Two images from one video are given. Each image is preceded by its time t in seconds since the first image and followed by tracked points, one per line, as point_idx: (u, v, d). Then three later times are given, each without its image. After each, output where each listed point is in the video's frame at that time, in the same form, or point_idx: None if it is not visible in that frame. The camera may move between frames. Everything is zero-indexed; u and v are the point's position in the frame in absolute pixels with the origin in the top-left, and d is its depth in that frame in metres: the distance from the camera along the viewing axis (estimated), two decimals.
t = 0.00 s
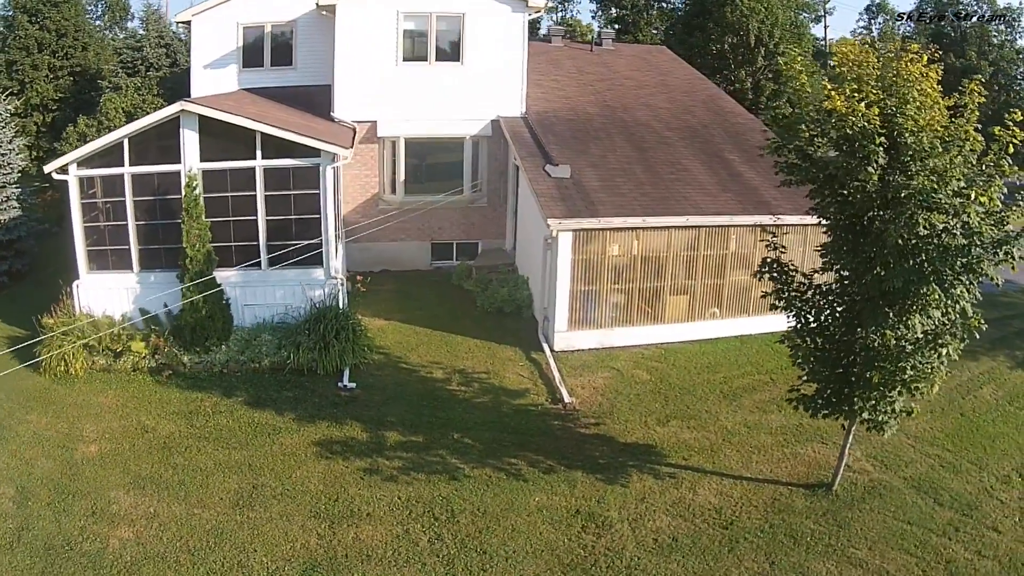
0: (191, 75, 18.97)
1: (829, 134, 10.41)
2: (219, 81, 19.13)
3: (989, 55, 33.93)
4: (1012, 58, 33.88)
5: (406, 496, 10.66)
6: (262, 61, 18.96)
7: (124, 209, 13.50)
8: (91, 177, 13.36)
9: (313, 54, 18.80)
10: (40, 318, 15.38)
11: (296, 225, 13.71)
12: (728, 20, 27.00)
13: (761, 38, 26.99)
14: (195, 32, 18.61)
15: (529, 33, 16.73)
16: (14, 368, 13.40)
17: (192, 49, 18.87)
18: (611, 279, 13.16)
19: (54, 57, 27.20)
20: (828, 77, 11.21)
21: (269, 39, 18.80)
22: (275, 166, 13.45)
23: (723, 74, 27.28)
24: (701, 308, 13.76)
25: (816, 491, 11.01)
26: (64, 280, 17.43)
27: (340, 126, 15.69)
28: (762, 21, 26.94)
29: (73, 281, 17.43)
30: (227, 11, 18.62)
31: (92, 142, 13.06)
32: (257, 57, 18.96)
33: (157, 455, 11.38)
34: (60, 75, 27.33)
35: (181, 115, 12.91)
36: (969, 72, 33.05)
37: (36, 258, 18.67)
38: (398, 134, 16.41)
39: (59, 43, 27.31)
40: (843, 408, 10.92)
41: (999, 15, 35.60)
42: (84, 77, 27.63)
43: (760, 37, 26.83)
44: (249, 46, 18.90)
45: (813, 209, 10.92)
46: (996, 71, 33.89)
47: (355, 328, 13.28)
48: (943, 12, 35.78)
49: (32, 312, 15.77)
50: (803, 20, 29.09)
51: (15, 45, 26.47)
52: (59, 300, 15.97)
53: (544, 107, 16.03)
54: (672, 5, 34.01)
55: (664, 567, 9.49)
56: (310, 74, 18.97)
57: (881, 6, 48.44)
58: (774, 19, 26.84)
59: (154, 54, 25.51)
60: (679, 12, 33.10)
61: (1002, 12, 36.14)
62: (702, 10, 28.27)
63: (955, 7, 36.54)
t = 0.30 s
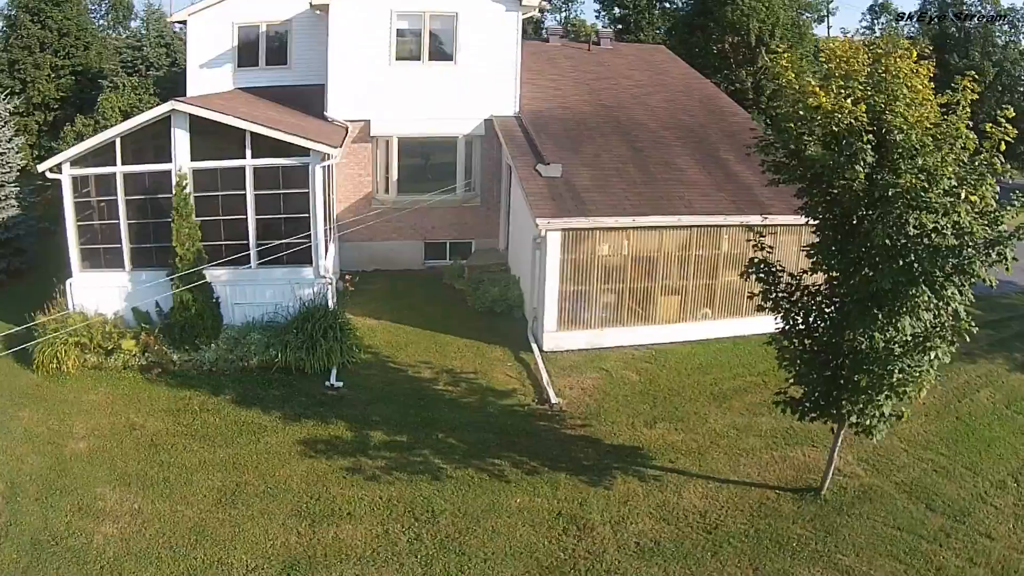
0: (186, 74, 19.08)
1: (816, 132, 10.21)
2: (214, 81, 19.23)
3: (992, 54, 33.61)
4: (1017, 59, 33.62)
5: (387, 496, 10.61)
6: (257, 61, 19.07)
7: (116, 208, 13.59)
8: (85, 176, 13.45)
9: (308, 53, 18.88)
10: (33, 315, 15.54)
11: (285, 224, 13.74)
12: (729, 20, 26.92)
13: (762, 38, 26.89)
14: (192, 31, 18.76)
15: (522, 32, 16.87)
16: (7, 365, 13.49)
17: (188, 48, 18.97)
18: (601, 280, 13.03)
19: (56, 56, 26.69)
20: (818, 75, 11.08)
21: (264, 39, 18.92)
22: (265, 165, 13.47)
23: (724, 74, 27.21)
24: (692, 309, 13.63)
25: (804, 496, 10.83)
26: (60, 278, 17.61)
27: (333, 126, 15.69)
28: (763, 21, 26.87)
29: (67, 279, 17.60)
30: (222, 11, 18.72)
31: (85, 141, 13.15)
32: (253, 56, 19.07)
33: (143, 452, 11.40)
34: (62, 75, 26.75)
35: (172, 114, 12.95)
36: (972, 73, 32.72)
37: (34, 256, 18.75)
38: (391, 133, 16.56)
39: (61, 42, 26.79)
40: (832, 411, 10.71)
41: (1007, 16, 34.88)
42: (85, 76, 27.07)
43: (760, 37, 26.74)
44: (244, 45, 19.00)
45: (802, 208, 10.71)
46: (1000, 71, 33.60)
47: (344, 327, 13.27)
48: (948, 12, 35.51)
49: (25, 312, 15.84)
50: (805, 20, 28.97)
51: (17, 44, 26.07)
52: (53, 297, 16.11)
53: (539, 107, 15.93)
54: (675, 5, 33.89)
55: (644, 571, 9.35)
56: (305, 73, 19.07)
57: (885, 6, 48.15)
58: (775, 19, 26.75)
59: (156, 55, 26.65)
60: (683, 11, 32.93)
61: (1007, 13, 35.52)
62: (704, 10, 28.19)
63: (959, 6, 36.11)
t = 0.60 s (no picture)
0: (179, 73, 19.17)
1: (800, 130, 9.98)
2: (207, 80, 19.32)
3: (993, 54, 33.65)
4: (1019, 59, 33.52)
5: (366, 497, 10.55)
6: (249, 59, 19.15)
7: (105, 207, 13.64)
8: (75, 175, 13.51)
9: (299, 52, 18.95)
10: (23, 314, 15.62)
11: (271, 223, 13.79)
12: (728, 19, 26.87)
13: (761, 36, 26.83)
14: (185, 29, 18.83)
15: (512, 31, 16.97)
16: None
17: (180, 47, 19.05)
18: (589, 280, 12.91)
19: (55, 55, 26.84)
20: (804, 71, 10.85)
21: (256, 38, 19.00)
22: (251, 164, 13.49)
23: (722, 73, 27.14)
24: (681, 310, 13.49)
25: (791, 500, 10.64)
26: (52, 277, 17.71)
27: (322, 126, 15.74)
28: (761, 21, 26.83)
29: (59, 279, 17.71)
30: (214, 10, 18.79)
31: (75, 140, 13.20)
32: (245, 55, 19.16)
33: (128, 450, 11.41)
34: (61, 74, 26.87)
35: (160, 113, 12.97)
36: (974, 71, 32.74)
37: (30, 256, 18.84)
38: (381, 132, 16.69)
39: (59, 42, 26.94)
40: (819, 415, 10.48)
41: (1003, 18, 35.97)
42: (84, 75, 27.16)
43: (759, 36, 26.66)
44: (236, 44, 19.08)
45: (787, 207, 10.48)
46: (1001, 71, 33.40)
47: (330, 326, 13.25)
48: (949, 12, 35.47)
49: (16, 310, 15.90)
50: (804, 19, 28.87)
51: (16, 44, 26.27)
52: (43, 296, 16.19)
53: (531, 105, 15.80)
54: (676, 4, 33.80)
55: None
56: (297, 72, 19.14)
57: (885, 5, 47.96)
58: (773, 18, 26.70)
59: (150, 54, 27.00)
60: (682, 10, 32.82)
61: (1008, 14, 36.66)
62: (703, 9, 28.14)
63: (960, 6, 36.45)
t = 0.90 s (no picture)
0: (170, 72, 19.28)
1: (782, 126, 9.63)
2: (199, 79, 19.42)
3: (993, 53, 33.03)
4: (1021, 58, 32.93)
5: (345, 497, 10.47)
6: (240, 57, 19.19)
7: (93, 207, 13.66)
8: (63, 175, 13.51)
9: (289, 50, 18.97)
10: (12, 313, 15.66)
11: (257, 223, 13.78)
12: (725, 17, 26.84)
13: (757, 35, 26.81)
14: (175, 28, 18.93)
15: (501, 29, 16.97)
16: None
17: (172, 46, 19.17)
18: (575, 280, 12.79)
19: (53, 54, 26.73)
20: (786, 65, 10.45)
21: (246, 36, 19.05)
22: (237, 164, 13.48)
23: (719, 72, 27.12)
24: (670, 310, 13.37)
25: (777, 505, 10.41)
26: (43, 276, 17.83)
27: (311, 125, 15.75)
28: (759, 19, 26.87)
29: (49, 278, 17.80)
30: (205, 10, 18.87)
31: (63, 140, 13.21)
32: (236, 53, 19.23)
33: (112, 448, 11.34)
34: (58, 74, 26.80)
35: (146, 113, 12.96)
36: (974, 73, 32.52)
37: (25, 255, 18.91)
38: (369, 131, 16.70)
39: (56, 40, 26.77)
40: (804, 419, 10.21)
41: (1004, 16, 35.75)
42: (81, 75, 27.17)
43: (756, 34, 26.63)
44: (228, 43, 19.14)
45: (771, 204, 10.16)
46: (1002, 71, 32.73)
47: (316, 326, 13.20)
48: (949, 11, 35.47)
49: (7, 310, 15.91)
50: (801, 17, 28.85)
51: (13, 43, 25.93)
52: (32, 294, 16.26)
53: (522, 103, 15.66)
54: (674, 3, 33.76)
55: None
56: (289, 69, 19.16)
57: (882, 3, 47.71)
58: (770, 17, 26.70)
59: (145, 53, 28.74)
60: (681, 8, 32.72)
61: (1008, 12, 35.88)
62: (701, 7, 28.13)
63: (961, 6, 36.22)
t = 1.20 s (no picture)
0: (160, 72, 19.38)
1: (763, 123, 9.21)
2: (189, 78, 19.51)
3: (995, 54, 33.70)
4: (1020, 57, 34.15)
5: (323, 497, 10.37)
6: (230, 57, 19.25)
7: (81, 206, 13.66)
8: (52, 174, 13.52)
9: (278, 49, 18.99)
10: None
11: (243, 222, 13.76)
12: (721, 16, 26.83)
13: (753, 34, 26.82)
14: (166, 27, 19.00)
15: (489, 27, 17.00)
16: None
17: (162, 46, 19.27)
18: (561, 280, 12.68)
19: (49, 54, 26.87)
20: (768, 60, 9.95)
21: (236, 36, 19.12)
22: (223, 163, 13.47)
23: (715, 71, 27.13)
24: (659, 311, 13.23)
25: (762, 509, 10.10)
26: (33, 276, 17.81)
27: (300, 125, 15.79)
28: (756, 18, 26.89)
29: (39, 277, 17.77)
30: (195, 9, 18.96)
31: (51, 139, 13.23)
32: (226, 53, 19.30)
33: (95, 446, 11.22)
34: (54, 73, 26.93)
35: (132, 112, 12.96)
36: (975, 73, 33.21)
37: (17, 255, 18.87)
38: (358, 130, 16.76)
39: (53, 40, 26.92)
40: (788, 424, 9.89)
41: (1006, 15, 35.97)
42: (77, 75, 27.27)
43: (752, 33, 26.64)
44: (217, 43, 19.21)
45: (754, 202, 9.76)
46: (1003, 70, 33.82)
47: (302, 326, 13.15)
48: (948, 11, 35.71)
49: None
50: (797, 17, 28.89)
51: (10, 43, 26.12)
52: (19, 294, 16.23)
53: (512, 102, 15.68)
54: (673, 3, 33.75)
55: None
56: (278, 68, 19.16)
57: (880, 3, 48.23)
58: (766, 16, 26.72)
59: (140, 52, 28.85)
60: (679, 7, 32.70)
61: (1008, 12, 36.59)
62: (698, 7, 28.13)
63: (962, 6, 36.85)
